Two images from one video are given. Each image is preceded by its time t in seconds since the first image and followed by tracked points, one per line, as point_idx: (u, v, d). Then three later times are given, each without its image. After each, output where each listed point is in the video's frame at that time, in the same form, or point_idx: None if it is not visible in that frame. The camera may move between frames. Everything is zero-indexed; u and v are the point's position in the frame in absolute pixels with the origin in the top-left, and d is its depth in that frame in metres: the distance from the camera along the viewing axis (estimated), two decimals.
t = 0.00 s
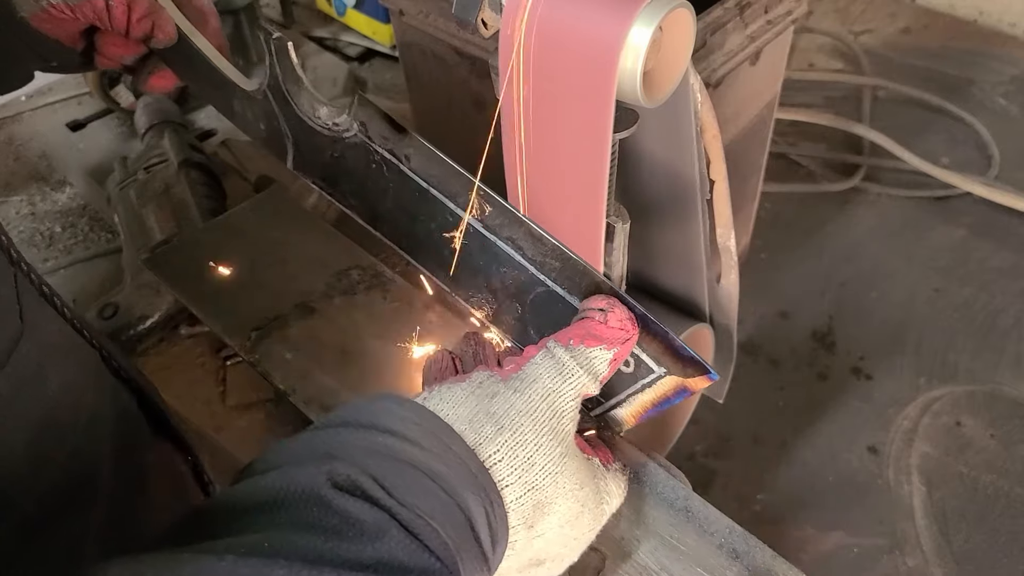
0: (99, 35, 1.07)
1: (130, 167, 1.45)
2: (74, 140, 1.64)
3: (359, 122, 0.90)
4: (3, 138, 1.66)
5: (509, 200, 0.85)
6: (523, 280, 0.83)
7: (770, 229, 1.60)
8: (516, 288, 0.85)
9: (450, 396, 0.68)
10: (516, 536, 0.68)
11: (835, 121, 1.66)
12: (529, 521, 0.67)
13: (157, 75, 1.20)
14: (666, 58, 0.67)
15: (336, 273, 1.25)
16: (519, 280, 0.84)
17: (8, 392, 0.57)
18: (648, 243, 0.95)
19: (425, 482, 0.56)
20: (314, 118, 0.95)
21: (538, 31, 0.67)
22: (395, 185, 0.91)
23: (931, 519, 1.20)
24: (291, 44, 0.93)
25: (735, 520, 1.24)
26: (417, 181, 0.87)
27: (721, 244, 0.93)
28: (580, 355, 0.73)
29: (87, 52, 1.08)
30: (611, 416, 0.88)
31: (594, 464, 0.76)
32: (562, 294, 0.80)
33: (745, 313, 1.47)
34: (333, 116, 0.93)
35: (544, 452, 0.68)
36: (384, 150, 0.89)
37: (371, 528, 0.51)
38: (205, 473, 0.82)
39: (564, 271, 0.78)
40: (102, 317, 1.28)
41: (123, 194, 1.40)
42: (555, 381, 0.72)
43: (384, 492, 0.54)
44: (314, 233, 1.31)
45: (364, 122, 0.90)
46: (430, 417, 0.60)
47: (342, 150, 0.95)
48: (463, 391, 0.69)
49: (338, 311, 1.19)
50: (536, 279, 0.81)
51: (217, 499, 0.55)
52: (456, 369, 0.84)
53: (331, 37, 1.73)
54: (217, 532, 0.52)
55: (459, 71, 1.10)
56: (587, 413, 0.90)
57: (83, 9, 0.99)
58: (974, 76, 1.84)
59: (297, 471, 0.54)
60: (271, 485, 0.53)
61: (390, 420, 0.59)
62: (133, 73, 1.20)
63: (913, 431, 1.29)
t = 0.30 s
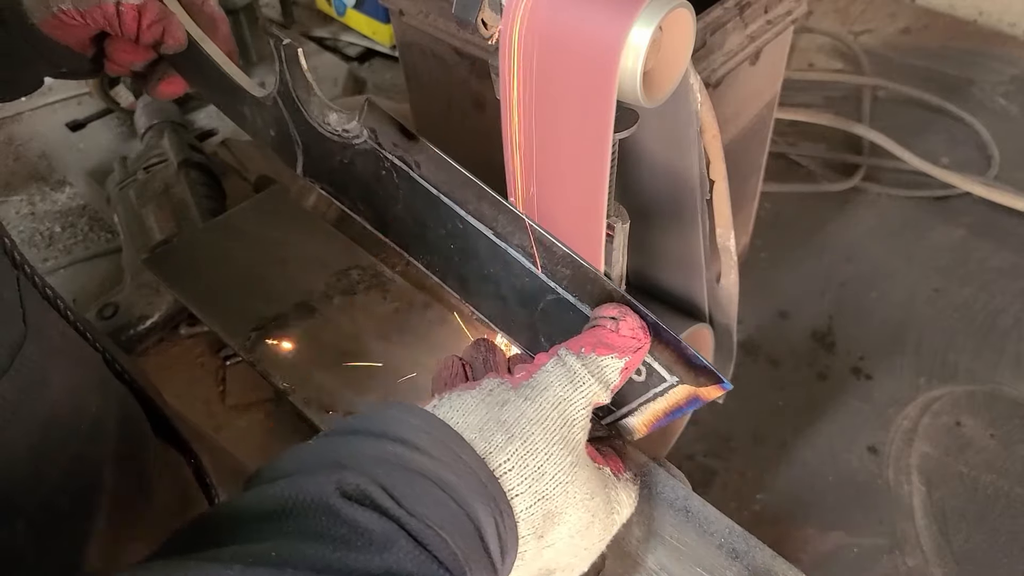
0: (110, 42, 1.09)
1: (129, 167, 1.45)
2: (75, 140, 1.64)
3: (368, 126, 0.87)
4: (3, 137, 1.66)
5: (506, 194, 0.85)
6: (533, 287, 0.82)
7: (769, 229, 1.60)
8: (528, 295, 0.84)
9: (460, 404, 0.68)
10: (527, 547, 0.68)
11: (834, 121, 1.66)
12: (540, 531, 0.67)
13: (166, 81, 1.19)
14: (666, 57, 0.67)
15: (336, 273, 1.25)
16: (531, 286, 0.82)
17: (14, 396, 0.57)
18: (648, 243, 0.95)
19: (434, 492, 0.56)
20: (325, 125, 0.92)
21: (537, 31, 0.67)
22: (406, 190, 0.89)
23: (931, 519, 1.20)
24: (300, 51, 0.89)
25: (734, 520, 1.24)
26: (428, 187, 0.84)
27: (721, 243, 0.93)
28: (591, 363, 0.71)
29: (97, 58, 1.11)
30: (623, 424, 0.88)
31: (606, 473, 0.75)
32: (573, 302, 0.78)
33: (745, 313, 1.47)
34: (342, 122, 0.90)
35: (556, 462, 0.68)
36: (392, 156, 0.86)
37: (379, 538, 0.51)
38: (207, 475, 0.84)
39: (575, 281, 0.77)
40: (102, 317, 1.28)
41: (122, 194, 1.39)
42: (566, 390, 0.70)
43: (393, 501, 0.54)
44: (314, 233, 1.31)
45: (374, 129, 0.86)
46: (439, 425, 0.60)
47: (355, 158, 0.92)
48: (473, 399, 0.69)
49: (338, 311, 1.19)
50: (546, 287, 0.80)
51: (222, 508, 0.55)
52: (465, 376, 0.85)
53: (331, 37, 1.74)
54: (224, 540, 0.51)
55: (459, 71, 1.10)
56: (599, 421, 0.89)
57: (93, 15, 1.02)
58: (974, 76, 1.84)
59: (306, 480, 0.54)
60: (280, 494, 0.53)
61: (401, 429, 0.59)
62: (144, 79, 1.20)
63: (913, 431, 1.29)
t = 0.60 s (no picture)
0: (123, 49, 1.09)
1: (130, 166, 1.44)
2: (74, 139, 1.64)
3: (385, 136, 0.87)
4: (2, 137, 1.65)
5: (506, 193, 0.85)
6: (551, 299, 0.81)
7: (769, 229, 1.60)
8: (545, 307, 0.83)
9: (478, 417, 0.69)
10: (543, 563, 0.67)
11: (835, 121, 1.66)
12: (556, 547, 0.67)
13: (180, 89, 1.18)
14: (666, 57, 0.67)
15: (336, 273, 1.25)
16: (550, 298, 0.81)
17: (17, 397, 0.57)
18: (648, 244, 0.95)
19: (448, 506, 0.55)
20: (340, 134, 0.92)
21: (536, 32, 0.68)
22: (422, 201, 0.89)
23: (931, 518, 1.20)
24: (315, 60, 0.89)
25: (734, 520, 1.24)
26: (443, 197, 0.84)
27: (721, 243, 0.92)
28: (610, 377, 0.72)
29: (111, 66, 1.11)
30: (641, 437, 0.90)
31: (624, 487, 0.75)
32: (592, 314, 0.78)
33: (745, 313, 1.47)
34: (356, 132, 0.90)
35: (573, 476, 0.67)
36: (408, 166, 0.87)
37: (393, 552, 0.50)
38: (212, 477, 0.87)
39: (594, 293, 0.76)
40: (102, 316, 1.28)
41: (122, 194, 1.39)
42: (585, 404, 0.71)
43: (408, 515, 0.54)
44: (315, 233, 1.31)
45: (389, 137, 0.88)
46: (457, 439, 0.61)
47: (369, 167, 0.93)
48: (490, 412, 0.69)
49: (338, 310, 1.19)
50: (564, 299, 0.79)
51: (234, 526, 0.54)
52: (481, 388, 0.86)
53: (331, 37, 1.74)
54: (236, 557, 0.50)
55: (459, 71, 1.10)
56: (617, 434, 0.91)
57: (107, 23, 1.02)
58: (974, 76, 1.84)
59: (320, 494, 0.53)
60: (294, 509, 0.52)
61: (417, 443, 0.59)
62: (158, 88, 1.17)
63: (913, 431, 1.29)
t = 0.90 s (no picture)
0: (133, 57, 1.10)
1: (130, 167, 1.44)
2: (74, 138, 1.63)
3: (397, 144, 0.87)
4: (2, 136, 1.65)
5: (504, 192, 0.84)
6: (564, 308, 0.81)
7: (769, 229, 1.60)
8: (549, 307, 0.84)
9: (492, 429, 0.69)
10: None
11: (835, 120, 1.66)
12: (570, 560, 0.68)
13: (189, 97, 1.15)
14: (665, 57, 0.67)
15: (336, 272, 1.25)
16: (560, 309, 0.81)
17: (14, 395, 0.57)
18: (648, 245, 0.95)
19: (461, 518, 0.55)
20: (352, 143, 0.92)
21: (537, 33, 0.68)
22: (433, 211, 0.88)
23: (931, 518, 1.20)
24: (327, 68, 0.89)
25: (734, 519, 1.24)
26: (456, 207, 0.84)
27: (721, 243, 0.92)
28: (626, 388, 0.72)
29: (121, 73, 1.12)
30: (656, 449, 0.86)
31: (640, 502, 0.74)
32: (607, 325, 0.77)
33: (745, 313, 1.47)
34: (368, 141, 0.90)
35: (588, 488, 0.68)
36: (420, 174, 0.86)
37: (404, 567, 0.50)
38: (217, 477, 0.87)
39: (609, 304, 0.75)
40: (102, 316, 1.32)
41: (122, 193, 1.40)
42: (601, 416, 0.71)
43: (420, 528, 0.53)
44: (315, 233, 1.31)
45: (400, 146, 0.87)
46: (473, 452, 0.60)
47: (381, 176, 0.93)
48: (505, 424, 0.70)
49: (338, 310, 1.20)
50: (578, 308, 0.79)
51: (247, 535, 0.54)
52: (496, 400, 0.85)
53: (331, 36, 1.73)
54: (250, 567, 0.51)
55: (459, 71, 1.10)
56: (631, 447, 0.88)
57: (118, 30, 1.03)
58: (974, 76, 1.84)
59: (333, 506, 0.53)
60: (306, 520, 0.52)
61: (430, 454, 0.58)
62: (168, 95, 1.16)
63: (913, 431, 1.29)
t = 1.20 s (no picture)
0: (144, 65, 1.09)
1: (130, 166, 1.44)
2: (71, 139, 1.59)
3: (414, 157, 0.88)
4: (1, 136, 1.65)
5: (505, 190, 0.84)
6: (585, 322, 0.82)
7: (769, 228, 1.60)
8: (545, 302, 0.84)
9: (512, 444, 0.69)
10: None
11: (835, 120, 1.66)
12: None
13: (200, 105, 1.13)
14: (665, 56, 0.67)
15: (336, 272, 1.25)
16: (579, 323, 0.82)
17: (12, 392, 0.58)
18: (648, 244, 0.95)
19: (479, 536, 0.55)
20: (367, 152, 0.93)
21: (538, 32, 0.68)
22: (453, 224, 0.89)
23: (931, 518, 1.20)
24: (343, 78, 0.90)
25: (734, 519, 1.24)
26: (476, 221, 0.86)
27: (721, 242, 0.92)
28: (649, 404, 0.73)
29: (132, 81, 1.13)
30: (677, 465, 0.86)
31: (662, 521, 0.75)
32: (627, 338, 0.78)
33: (745, 313, 1.47)
34: (385, 150, 0.91)
35: (609, 506, 0.69)
36: (438, 186, 0.87)
37: None
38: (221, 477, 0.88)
39: (630, 318, 0.76)
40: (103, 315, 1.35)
41: (122, 193, 1.40)
42: (622, 432, 0.72)
43: (436, 544, 0.54)
44: (315, 232, 1.31)
45: (419, 158, 0.88)
46: (489, 466, 0.61)
47: (395, 186, 0.94)
48: (525, 439, 0.70)
49: (338, 309, 1.19)
50: (600, 323, 0.80)
51: (266, 549, 0.54)
52: (514, 413, 0.88)
53: (331, 36, 1.73)
54: None
55: (459, 70, 1.10)
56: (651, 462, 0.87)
57: (130, 37, 1.02)
58: (975, 75, 1.84)
59: (351, 522, 0.53)
60: (325, 536, 0.53)
61: (447, 470, 0.59)
62: (179, 103, 1.14)
63: (913, 430, 1.29)
